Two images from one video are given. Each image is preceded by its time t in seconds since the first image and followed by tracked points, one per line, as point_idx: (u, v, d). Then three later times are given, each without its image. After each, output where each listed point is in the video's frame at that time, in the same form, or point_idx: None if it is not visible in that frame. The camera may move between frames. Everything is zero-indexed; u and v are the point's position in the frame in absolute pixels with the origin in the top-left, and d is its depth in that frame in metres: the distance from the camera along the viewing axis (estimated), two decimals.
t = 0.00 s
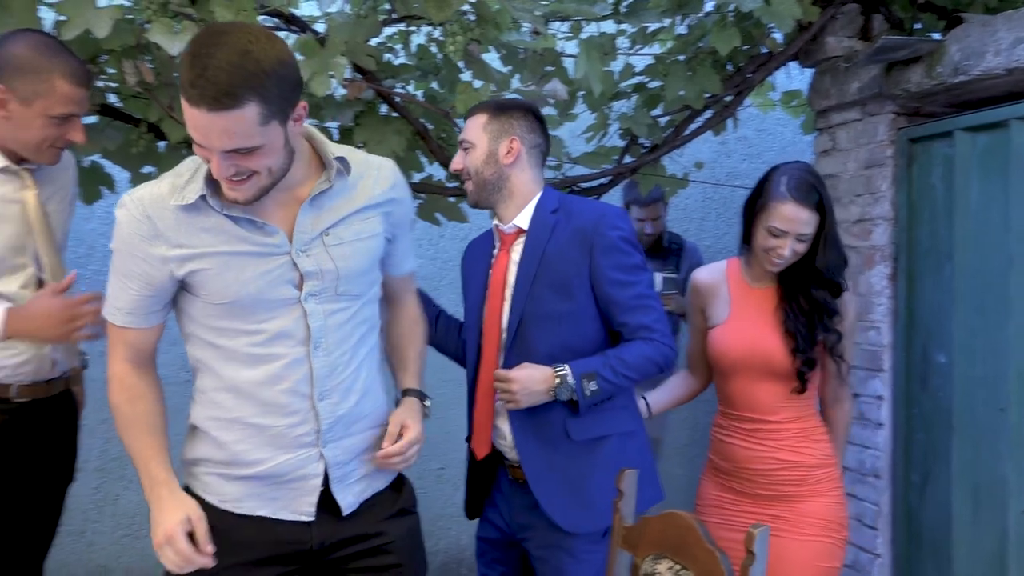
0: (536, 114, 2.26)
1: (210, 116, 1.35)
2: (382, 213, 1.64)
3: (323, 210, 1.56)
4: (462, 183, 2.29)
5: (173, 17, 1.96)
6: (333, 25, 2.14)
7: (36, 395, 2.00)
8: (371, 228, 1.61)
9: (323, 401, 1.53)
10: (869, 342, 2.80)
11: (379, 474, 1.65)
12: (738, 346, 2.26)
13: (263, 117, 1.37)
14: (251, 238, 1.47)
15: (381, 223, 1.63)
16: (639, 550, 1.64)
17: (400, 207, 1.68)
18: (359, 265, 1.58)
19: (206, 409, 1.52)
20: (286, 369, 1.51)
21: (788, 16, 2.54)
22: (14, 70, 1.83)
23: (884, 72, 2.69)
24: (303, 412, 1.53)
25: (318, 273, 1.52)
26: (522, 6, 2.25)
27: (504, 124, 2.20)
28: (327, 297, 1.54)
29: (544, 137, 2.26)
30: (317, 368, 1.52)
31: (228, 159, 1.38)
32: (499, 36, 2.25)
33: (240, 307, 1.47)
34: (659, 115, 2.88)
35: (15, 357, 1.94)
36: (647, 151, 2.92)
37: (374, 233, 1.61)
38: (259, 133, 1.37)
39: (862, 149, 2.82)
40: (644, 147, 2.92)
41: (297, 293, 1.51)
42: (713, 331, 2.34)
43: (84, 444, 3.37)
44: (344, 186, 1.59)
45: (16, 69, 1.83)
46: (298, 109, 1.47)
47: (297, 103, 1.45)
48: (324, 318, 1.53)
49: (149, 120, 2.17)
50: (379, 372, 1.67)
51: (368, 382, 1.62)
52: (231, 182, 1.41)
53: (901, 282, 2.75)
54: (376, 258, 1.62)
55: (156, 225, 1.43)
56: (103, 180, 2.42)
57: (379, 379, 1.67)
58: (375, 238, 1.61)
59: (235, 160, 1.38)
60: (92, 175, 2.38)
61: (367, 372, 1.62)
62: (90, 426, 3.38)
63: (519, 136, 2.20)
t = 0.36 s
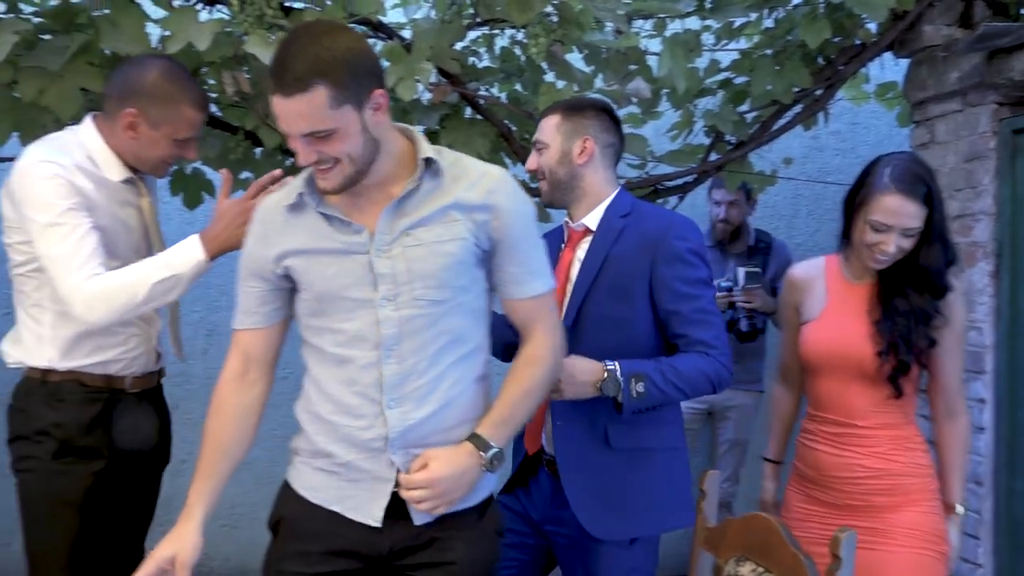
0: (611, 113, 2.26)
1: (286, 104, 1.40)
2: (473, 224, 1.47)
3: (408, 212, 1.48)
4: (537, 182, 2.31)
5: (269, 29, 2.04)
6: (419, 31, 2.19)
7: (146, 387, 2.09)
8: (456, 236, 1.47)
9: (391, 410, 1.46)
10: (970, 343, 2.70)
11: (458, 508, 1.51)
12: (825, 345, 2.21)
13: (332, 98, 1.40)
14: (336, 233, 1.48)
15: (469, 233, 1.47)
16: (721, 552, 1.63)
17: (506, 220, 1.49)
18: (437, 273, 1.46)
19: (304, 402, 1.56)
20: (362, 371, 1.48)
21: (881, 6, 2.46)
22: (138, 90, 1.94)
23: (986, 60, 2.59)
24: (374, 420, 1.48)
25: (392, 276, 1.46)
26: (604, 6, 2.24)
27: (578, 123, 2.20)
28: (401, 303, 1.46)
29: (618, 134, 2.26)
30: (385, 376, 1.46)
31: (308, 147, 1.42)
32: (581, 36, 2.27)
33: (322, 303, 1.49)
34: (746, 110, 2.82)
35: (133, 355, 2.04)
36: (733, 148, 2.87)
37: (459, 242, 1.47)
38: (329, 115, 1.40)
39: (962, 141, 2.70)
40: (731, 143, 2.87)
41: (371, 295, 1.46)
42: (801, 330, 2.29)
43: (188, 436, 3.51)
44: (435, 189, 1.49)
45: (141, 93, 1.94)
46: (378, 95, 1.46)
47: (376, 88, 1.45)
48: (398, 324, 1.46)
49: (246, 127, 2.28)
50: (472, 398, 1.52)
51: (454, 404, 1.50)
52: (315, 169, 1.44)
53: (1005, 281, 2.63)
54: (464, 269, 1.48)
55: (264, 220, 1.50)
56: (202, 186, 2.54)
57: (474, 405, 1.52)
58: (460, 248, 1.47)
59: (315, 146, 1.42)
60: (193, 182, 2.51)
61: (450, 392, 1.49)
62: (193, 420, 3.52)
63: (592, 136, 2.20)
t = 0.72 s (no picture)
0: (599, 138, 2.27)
1: (411, 113, 1.48)
2: (580, 257, 1.50)
3: (517, 241, 1.55)
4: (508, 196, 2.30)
5: (360, 51, 2.10)
6: (504, 48, 2.25)
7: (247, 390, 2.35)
8: (560, 270, 1.51)
9: (481, 440, 1.57)
10: None
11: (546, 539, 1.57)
12: (977, 389, 1.85)
13: (453, 110, 1.47)
14: (453, 254, 1.58)
15: (577, 270, 1.51)
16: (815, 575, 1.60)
17: (622, 251, 1.50)
18: (536, 307, 1.52)
19: (416, 407, 1.69)
20: (463, 394, 1.59)
21: (979, 10, 2.36)
22: (264, 125, 2.14)
23: None
24: (469, 443, 1.58)
25: (494, 307, 1.55)
26: (689, 19, 2.22)
27: (567, 146, 2.21)
28: (500, 335, 1.55)
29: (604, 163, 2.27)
30: (480, 404, 1.56)
31: (429, 155, 1.50)
32: (665, 49, 2.27)
33: (434, 320, 1.61)
34: (834, 119, 2.77)
35: (236, 364, 2.29)
36: (821, 158, 2.81)
37: (562, 277, 1.51)
38: (450, 126, 1.47)
39: None
40: (818, 153, 2.81)
41: (474, 324, 1.57)
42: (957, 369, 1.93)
43: (280, 443, 3.63)
44: (549, 217, 1.55)
45: (256, 121, 2.15)
46: (500, 108, 1.53)
47: (497, 102, 1.51)
48: (495, 354, 1.55)
49: (337, 145, 2.35)
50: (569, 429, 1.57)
51: (551, 433, 1.56)
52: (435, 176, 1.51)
53: None
54: (566, 303, 1.53)
55: (394, 232, 1.63)
56: (294, 202, 2.63)
57: (571, 436, 1.58)
58: (567, 279, 1.51)
59: (435, 155, 1.50)
60: (288, 199, 2.61)
61: (546, 421, 1.56)
62: (285, 428, 3.63)
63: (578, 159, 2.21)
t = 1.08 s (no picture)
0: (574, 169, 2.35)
1: (460, 145, 1.55)
2: (644, 280, 1.55)
3: (573, 268, 1.59)
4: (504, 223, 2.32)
5: (459, 85, 2.14)
6: (601, 80, 2.25)
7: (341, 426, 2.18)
8: (622, 294, 1.55)
9: (541, 466, 1.58)
10: None
11: (617, 563, 1.59)
12: None
13: (501, 139, 1.53)
14: (505, 284, 1.62)
15: (638, 294, 1.55)
16: None
17: (685, 272, 1.56)
18: (596, 332, 1.56)
19: (472, 441, 1.72)
20: (523, 422, 1.61)
21: None
22: (346, 146, 2.07)
23: None
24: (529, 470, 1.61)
25: (552, 333, 1.57)
26: (790, 49, 2.19)
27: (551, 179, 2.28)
28: (560, 360, 1.57)
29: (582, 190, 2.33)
30: (541, 431, 1.58)
31: (478, 184, 1.56)
32: (764, 80, 2.22)
33: (491, 350, 1.63)
34: (939, 149, 2.68)
35: (330, 393, 2.13)
36: (926, 188, 2.72)
37: (624, 301, 1.55)
38: (498, 155, 1.53)
39: None
40: (923, 183, 2.72)
41: (533, 351, 1.59)
42: None
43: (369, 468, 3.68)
44: (604, 243, 1.59)
45: (337, 142, 2.07)
46: (546, 137, 1.58)
47: (543, 132, 1.57)
48: (556, 380, 1.57)
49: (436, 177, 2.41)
50: (637, 450, 1.59)
51: (615, 457, 1.57)
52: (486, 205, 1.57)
53: None
54: (625, 328, 1.56)
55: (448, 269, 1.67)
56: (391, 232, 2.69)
57: (639, 457, 1.60)
58: (629, 300, 1.55)
59: (483, 185, 1.55)
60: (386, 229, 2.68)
61: (612, 446, 1.57)
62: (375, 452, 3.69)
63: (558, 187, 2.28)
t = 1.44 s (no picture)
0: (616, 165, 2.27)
1: (457, 163, 1.50)
2: (656, 271, 1.53)
3: (587, 267, 1.56)
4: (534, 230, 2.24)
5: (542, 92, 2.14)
6: (686, 86, 2.23)
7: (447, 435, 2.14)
8: (638, 290, 1.52)
9: (587, 471, 1.55)
10: None
11: (671, 554, 1.58)
12: None
13: (498, 153, 1.48)
14: (523, 298, 1.57)
15: (653, 288, 1.53)
16: None
17: (689, 258, 1.54)
18: (621, 330, 1.53)
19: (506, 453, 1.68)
20: (560, 431, 1.57)
21: None
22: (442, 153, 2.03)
23: None
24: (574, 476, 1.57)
25: (579, 338, 1.53)
26: (883, 51, 2.13)
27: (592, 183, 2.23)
28: (590, 363, 1.53)
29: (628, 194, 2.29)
30: (582, 436, 1.54)
31: (479, 201, 1.50)
32: (856, 83, 2.16)
33: (519, 364, 1.59)
34: None
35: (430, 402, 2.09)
36: None
37: (643, 296, 1.52)
38: (497, 169, 1.48)
39: None
40: None
41: (563, 358, 1.55)
42: None
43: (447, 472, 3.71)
44: (612, 241, 1.56)
45: (436, 152, 2.04)
46: (542, 149, 1.53)
47: (538, 143, 1.52)
48: (589, 384, 1.54)
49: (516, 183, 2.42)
50: (672, 443, 1.57)
51: (656, 450, 1.55)
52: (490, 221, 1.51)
53: None
54: (646, 323, 1.53)
55: (460, 291, 1.62)
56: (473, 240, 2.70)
57: (676, 448, 1.57)
58: (646, 294, 1.53)
59: (485, 202, 1.50)
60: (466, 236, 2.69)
61: (648, 442, 1.55)
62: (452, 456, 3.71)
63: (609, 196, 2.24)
